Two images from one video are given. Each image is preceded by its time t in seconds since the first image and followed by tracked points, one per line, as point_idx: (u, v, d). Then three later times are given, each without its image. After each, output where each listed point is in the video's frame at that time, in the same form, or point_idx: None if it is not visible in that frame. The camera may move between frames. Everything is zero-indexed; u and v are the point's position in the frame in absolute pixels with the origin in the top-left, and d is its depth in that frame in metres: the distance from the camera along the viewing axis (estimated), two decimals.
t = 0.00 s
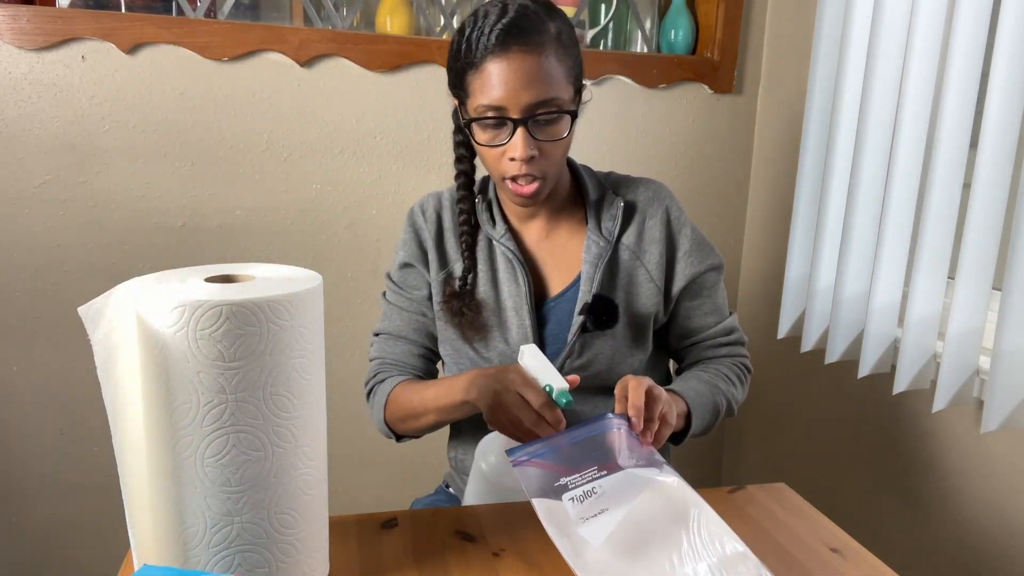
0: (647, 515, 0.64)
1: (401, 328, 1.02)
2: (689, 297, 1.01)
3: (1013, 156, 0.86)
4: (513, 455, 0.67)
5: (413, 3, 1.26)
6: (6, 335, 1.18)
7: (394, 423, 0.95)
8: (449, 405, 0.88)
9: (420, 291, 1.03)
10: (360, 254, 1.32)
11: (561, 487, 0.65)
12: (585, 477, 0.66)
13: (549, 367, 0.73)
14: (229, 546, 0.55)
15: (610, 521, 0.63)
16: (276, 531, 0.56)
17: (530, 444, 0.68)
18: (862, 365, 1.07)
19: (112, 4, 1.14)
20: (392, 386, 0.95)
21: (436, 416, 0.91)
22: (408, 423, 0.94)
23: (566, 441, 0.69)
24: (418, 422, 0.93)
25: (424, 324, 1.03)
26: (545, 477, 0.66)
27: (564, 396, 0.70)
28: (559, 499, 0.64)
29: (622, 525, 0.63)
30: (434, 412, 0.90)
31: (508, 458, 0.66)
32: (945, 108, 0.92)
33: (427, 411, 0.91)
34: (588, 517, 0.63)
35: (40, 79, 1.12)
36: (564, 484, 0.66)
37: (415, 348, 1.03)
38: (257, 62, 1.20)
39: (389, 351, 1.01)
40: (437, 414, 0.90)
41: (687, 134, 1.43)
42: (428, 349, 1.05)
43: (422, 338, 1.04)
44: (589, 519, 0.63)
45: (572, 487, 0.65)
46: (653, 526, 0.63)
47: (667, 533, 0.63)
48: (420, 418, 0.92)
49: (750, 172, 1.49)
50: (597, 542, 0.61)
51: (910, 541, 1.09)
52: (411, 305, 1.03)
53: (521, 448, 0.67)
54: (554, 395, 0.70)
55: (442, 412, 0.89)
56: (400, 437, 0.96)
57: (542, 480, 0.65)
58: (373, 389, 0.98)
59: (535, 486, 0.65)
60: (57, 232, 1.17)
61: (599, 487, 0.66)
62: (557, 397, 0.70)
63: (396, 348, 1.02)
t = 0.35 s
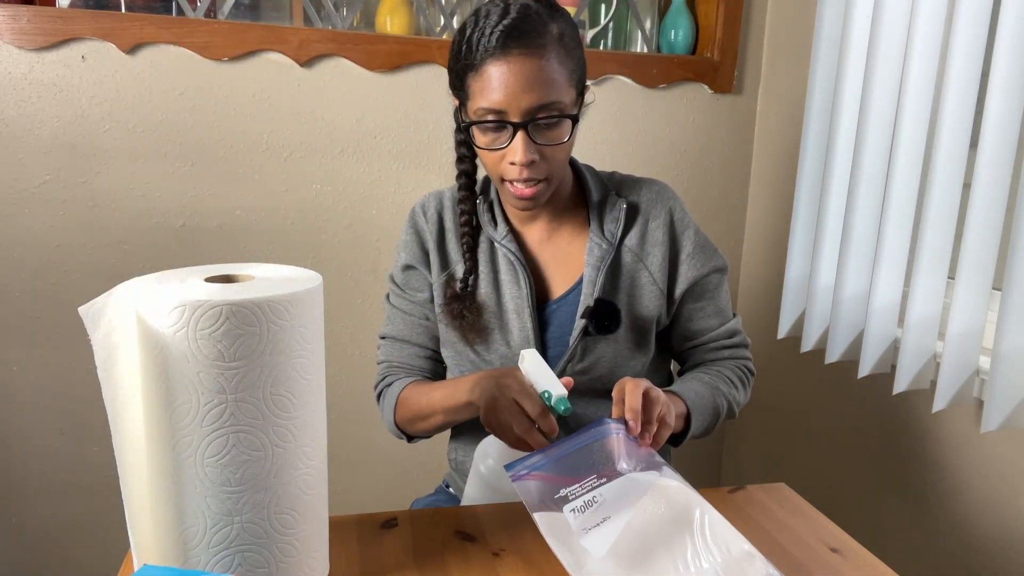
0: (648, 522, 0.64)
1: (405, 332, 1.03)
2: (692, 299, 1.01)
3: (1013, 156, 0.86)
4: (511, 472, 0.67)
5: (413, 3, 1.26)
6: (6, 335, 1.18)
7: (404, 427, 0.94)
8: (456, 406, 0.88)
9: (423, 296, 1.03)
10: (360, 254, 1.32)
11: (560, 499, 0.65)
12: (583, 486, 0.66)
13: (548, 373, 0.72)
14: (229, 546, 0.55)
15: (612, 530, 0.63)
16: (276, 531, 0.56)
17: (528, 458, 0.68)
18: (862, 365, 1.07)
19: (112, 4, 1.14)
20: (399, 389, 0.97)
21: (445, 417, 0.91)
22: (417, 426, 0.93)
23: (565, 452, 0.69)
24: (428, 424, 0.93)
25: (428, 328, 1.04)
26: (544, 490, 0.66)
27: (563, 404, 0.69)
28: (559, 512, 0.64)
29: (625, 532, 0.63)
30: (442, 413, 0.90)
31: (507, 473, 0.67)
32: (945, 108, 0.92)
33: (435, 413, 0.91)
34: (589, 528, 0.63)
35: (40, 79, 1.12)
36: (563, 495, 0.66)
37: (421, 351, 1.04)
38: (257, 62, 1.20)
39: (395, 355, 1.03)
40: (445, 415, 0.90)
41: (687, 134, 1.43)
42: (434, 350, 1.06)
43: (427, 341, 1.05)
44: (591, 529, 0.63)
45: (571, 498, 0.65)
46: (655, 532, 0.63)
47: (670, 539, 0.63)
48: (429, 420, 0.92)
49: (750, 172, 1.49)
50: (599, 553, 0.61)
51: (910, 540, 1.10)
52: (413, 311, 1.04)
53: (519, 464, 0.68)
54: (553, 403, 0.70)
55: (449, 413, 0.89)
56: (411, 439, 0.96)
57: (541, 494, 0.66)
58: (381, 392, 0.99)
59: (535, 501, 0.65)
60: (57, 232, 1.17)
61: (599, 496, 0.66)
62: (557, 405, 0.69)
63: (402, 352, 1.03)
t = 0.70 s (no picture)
0: (624, 531, 0.64)
1: (412, 333, 1.05)
2: (696, 310, 1.01)
3: (1013, 157, 0.86)
4: (497, 482, 0.70)
5: (413, 3, 1.26)
6: (6, 335, 1.18)
7: (415, 426, 0.97)
8: (462, 409, 0.90)
9: (427, 299, 1.04)
10: (360, 254, 1.32)
11: (540, 511, 0.67)
12: (562, 499, 0.68)
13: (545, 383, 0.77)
14: (229, 546, 0.55)
15: (586, 538, 0.64)
16: (276, 531, 0.56)
17: (515, 469, 0.71)
18: (862, 365, 1.07)
19: (112, 4, 1.14)
20: (409, 388, 0.99)
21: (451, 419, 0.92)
22: (427, 425, 0.95)
23: (550, 463, 0.71)
24: (437, 424, 0.95)
25: (434, 331, 1.05)
26: (525, 503, 0.68)
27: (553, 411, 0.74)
28: (536, 523, 0.66)
29: (600, 542, 0.63)
30: (449, 415, 0.92)
31: (494, 483, 0.70)
32: (945, 107, 0.92)
33: (443, 415, 0.93)
34: (563, 537, 0.64)
35: (40, 79, 1.12)
36: (543, 507, 0.67)
37: (430, 353, 1.06)
38: (257, 62, 1.20)
39: (405, 354, 1.05)
40: (453, 417, 0.92)
41: (687, 134, 1.43)
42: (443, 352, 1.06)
43: (435, 343, 1.05)
44: (567, 539, 0.64)
45: (550, 510, 0.67)
46: (630, 542, 0.63)
47: (644, 549, 0.62)
48: (438, 421, 0.94)
49: (750, 172, 1.49)
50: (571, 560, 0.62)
51: (910, 540, 1.09)
52: (420, 313, 1.04)
53: (506, 474, 0.70)
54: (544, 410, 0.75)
55: (456, 415, 0.91)
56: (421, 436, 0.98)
57: (522, 506, 0.68)
58: (393, 389, 1.02)
59: (516, 512, 0.68)
60: (57, 232, 1.17)
61: (576, 507, 0.66)
62: (548, 411, 0.74)
63: (411, 352, 1.05)
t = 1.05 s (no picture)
0: (646, 532, 0.64)
1: (418, 340, 1.04)
2: (697, 312, 1.01)
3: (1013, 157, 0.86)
4: (518, 486, 0.70)
5: (413, 3, 1.26)
6: (6, 335, 1.18)
7: (422, 430, 0.97)
8: (473, 411, 0.90)
9: (433, 306, 1.04)
10: (360, 254, 1.32)
11: (561, 513, 0.67)
12: (584, 500, 0.67)
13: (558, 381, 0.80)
14: (229, 546, 0.55)
15: (609, 539, 0.64)
16: (276, 531, 0.56)
17: (535, 472, 0.70)
18: (862, 366, 1.07)
19: (112, 4, 1.14)
20: (416, 395, 0.99)
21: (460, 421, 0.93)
22: (435, 429, 0.96)
23: (570, 465, 0.71)
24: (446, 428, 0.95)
25: (440, 337, 1.05)
26: (546, 505, 0.68)
27: (568, 408, 0.78)
28: (559, 524, 0.66)
29: (622, 543, 0.63)
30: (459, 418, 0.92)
31: (514, 487, 0.69)
32: (944, 108, 0.92)
33: (453, 418, 0.93)
34: (587, 539, 0.64)
35: (40, 79, 1.12)
36: (564, 509, 0.67)
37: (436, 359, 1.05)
38: (257, 62, 1.20)
39: (411, 361, 1.04)
40: (462, 419, 0.92)
41: (687, 134, 1.43)
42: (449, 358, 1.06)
43: (441, 349, 1.05)
44: (590, 541, 0.64)
45: (572, 512, 0.67)
46: (652, 543, 0.63)
47: (665, 550, 0.63)
48: (446, 424, 0.94)
49: (750, 172, 1.49)
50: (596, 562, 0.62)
51: (910, 541, 1.09)
52: (426, 320, 1.04)
53: (527, 477, 0.70)
54: (558, 407, 0.79)
55: (465, 417, 0.92)
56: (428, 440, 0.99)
57: (543, 508, 0.68)
58: (400, 398, 1.02)
59: (537, 514, 0.67)
60: (56, 232, 1.17)
61: (598, 508, 0.66)
62: (563, 407, 0.78)
63: (418, 359, 1.04)
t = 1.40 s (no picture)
0: (652, 516, 0.64)
1: (421, 335, 1.04)
2: (700, 311, 1.01)
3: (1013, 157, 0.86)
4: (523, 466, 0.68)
5: (413, 3, 1.26)
6: (6, 335, 1.19)
7: (418, 429, 0.96)
8: (470, 408, 0.90)
9: (437, 301, 1.04)
10: (360, 254, 1.32)
11: (568, 493, 0.66)
12: (591, 480, 0.67)
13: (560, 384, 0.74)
14: (229, 546, 0.55)
15: (616, 521, 0.64)
16: (276, 531, 0.56)
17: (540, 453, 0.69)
18: (862, 365, 1.07)
19: (112, 4, 1.14)
20: (417, 391, 0.98)
21: (456, 419, 0.93)
22: (430, 428, 0.95)
23: (576, 446, 0.69)
24: (441, 427, 0.95)
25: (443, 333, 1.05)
26: (552, 484, 0.67)
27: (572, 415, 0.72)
28: (566, 505, 0.65)
29: (630, 527, 0.63)
30: (455, 416, 0.92)
31: (520, 468, 0.68)
32: (944, 108, 0.92)
33: (449, 415, 0.93)
34: (594, 520, 0.64)
35: (40, 79, 1.12)
36: (571, 489, 0.66)
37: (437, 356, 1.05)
38: (257, 62, 1.20)
39: (413, 357, 1.04)
40: (457, 417, 0.92)
41: (687, 133, 1.43)
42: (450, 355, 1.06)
43: (443, 345, 1.05)
44: (597, 522, 0.64)
45: (578, 491, 0.66)
46: (658, 527, 0.63)
47: (672, 534, 0.63)
48: (442, 422, 0.94)
49: (750, 172, 1.49)
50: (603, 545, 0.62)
51: (910, 540, 1.09)
52: (428, 316, 1.04)
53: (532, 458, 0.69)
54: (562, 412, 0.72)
55: (462, 415, 0.91)
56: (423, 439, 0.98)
57: (550, 487, 0.67)
58: (399, 394, 1.01)
59: (543, 494, 0.67)
60: (56, 232, 1.17)
61: (606, 489, 0.66)
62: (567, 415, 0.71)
63: (420, 355, 1.04)
